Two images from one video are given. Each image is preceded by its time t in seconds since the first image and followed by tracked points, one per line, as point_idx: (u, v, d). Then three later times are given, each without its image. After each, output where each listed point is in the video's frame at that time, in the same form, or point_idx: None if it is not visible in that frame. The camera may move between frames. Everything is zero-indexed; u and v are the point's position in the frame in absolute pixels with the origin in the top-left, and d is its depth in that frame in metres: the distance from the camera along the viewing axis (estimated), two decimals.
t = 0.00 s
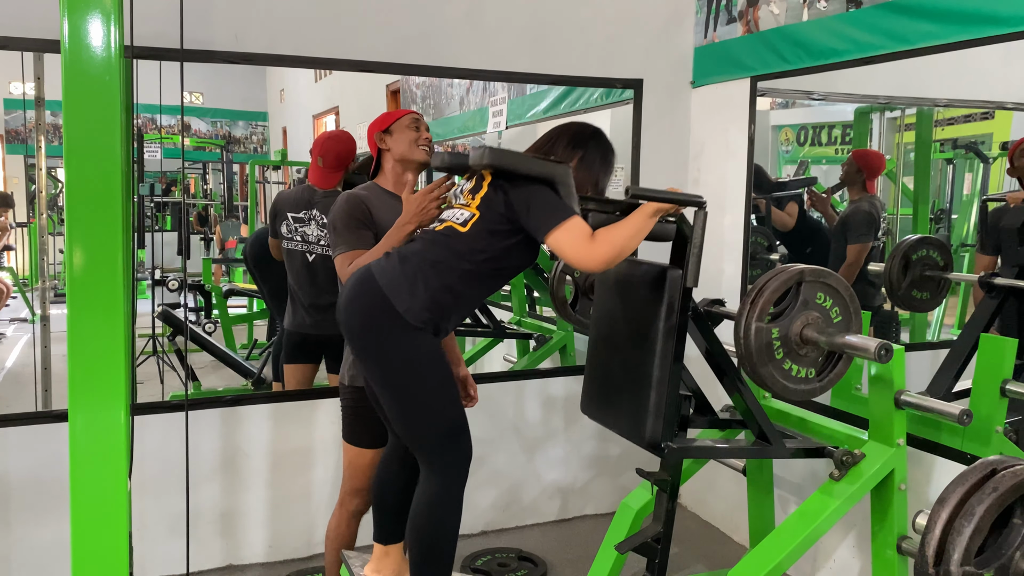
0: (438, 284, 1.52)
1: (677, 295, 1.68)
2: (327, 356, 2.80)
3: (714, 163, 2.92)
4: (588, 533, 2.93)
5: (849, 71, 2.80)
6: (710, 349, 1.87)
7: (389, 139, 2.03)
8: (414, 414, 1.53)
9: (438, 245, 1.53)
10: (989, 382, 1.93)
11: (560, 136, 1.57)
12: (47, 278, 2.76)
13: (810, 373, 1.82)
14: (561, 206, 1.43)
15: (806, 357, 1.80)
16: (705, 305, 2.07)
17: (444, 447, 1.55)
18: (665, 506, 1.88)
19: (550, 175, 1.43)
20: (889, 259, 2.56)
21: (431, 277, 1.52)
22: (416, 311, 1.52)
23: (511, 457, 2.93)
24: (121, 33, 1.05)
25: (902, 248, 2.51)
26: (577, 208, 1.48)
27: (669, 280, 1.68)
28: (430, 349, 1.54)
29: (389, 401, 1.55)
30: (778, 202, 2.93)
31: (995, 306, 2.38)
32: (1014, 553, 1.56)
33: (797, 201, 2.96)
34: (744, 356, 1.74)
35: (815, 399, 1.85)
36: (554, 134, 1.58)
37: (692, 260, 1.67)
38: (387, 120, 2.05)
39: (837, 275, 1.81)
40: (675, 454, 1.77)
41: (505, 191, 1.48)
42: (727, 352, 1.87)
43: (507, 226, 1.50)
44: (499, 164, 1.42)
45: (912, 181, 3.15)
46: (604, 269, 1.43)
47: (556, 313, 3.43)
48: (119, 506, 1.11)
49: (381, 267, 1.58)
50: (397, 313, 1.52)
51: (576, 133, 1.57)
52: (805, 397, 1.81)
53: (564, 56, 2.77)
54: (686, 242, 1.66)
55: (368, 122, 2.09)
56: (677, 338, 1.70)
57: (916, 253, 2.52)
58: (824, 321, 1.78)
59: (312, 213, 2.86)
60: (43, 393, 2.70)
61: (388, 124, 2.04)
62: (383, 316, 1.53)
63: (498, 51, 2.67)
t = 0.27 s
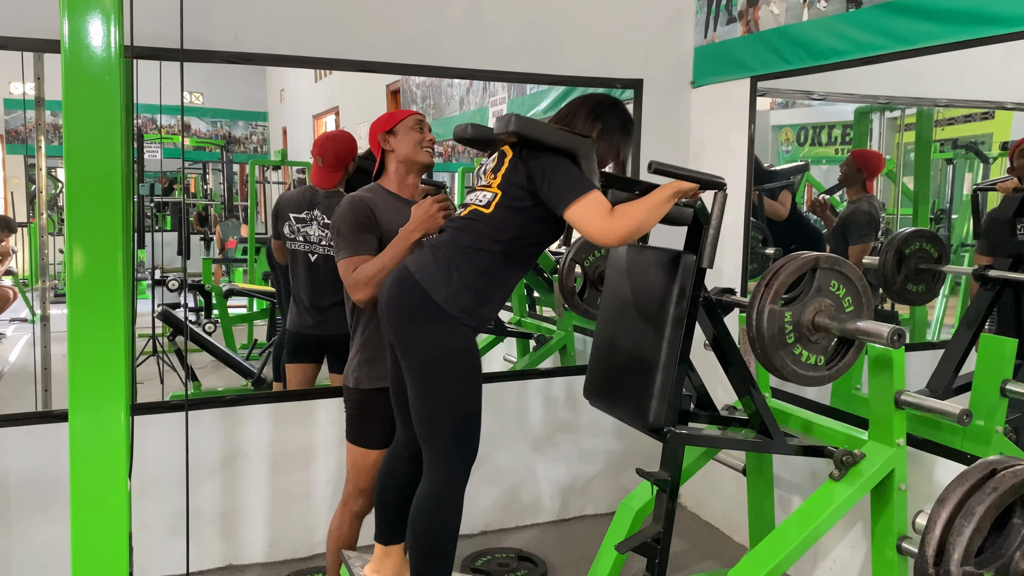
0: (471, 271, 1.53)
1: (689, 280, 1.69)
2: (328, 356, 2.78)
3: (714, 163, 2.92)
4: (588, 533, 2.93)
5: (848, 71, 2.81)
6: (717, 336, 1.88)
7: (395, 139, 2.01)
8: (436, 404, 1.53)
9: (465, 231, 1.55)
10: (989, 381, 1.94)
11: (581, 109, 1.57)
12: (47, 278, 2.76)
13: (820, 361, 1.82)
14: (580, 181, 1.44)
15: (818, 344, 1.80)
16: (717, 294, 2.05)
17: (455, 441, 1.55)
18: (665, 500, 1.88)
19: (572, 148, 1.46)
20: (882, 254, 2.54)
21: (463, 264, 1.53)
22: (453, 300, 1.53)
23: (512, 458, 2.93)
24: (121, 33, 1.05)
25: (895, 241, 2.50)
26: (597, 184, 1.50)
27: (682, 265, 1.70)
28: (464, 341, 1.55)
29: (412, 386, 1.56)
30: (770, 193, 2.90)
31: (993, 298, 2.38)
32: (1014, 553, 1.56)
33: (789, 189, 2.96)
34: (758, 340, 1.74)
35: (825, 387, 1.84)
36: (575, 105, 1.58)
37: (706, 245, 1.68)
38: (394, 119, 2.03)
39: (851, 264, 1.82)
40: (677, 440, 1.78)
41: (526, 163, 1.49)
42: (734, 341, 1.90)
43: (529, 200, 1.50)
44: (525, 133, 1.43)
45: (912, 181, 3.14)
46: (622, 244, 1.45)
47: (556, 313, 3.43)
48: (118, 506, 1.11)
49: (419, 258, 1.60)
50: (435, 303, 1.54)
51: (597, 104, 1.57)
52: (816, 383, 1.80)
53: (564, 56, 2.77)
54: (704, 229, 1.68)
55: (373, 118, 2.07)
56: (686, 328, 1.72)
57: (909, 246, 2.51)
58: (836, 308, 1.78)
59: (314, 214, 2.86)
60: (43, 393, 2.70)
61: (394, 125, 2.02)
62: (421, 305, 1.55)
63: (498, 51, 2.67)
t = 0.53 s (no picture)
0: (502, 271, 1.57)
1: (695, 272, 1.71)
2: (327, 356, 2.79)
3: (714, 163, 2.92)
4: (588, 533, 2.93)
5: (848, 71, 2.81)
6: (720, 331, 1.83)
7: (393, 140, 2.01)
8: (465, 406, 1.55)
9: (485, 232, 1.60)
10: (989, 381, 1.93)
11: (588, 95, 1.61)
12: (47, 278, 2.76)
13: (824, 354, 1.83)
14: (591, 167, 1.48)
15: (823, 337, 1.80)
16: (723, 289, 2.14)
17: (470, 442, 1.56)
18: (665, 494, 1.88)
19: (585, 136, 1.50)
20: (879, 252, 2.56)
21: (492, 266, 1.57)
22: (492, 306, 1.56)
23: (512, 457, 2.93)
24: (121, 33, 1.05)
25: (891, 239, 2.51)
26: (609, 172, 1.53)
27: (690, 257, 1.71)
28: (498, 344, 1.58)
29: (442, 389, 1.56)
30: (767, 188, 2.90)
31: (989, 294, 2.38)
32: (1014, 553, 1.56)
33: (787, 185, 2.95)
34: (765, 331, 1.73)
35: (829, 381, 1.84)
36: (582, 93, 1.63)
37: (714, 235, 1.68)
38: (393, 119, 2.03)
39: (858, 258, 1.82)
40: (679, 433, 1.76)
41: (538, 150, 1.53)
42: (738, 336, 1.86)
43: (543, 189, 1.54)
44: (541, 119, 1.46)
45: (912, 181, 3.18)
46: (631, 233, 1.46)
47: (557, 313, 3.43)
48: (119, 506, 1.11)
49: (449, 266, 1.62)
50: (472, 307, 1.56)
51: (603, 90, 1.61)
52: (819, 377, 1.81)
53: (564, 56, 2.77)
54: (712, 221, 1.69)
55: (373, 118, 2.06)
56: (691, 322, 1.72)
57: (905, 244, 2.52)
58: (842, 303, 1.78)
59: (314, 213, 2.86)
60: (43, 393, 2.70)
61: (393, 125, 2.02)
62: (457, 310, 1.56)
63: (498, 51, 2.67)
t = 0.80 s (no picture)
0: (525, 280, 1.58)
1: (695, 272, 1.71)
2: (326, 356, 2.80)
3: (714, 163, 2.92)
4: (588, 533, 2.93)
5: (848, 72, 2.81)
6: (720, 331, 1.83)
7: (387, 141, 2.01)
8: (488, 413, 1.55)
9: (492, 235, 1.61)
10: (989, 381, 1.93)
11: (584, 89, 1.61)
12: (47, 278, 2.76)
13: (824, 354, 1.83)
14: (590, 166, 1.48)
15: (823, 337, 1.80)
16: (723, 289, 2.15)
17: (486, 448, 1.57)
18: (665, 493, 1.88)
19: (585, 136, 1.51)
20: (879, 252, 2.56)
21: (516, 274, 1.58)
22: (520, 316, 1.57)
23: (512, 457, 2.93)
24: (121, 33, 1.05)
25: (891, 239, 2.51)
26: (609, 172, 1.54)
27: (690, 256, 1.72)
28: (519, 352, 1.58)
29: (467, 395, 1.56)
30: (767, 187, 2.88)
31: (990, 294, 2.38)
32: (1014, 553, 1.56)
33: (786, 184, 2.91)
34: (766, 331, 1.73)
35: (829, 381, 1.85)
36: (576, 89, 1.62)
37: (715, 233, 1.68)
38: (386, 120, 2.01)
39: (858, 259, 1.82)
40: (678, 433, 1.76)
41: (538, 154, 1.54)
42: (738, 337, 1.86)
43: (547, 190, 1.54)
44: (541, 117, 1.47)
45: (912, 181, 3.15)
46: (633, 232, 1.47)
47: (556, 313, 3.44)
48: (118, 507, 1.11)
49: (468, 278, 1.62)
50: (499, 317, 1.56)
51: (599, 83, 1.61)
52: (820, 377, 1.81)
53: (564, 56, 2.77)
54: (712, 221, 1.70)
55: (367, 117, 2.05)
56: (691, 322, 1.73)
57: (905, 244, 2.51)
58: (842, 302, 1.78)
59: (313, 214, 2.86)
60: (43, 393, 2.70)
61: (386, 127, 2.01)
62: (484, 320, 1.56)
63: (498, 51, 2.67)
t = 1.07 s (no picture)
0: (536, 288, 1.59)
1: (693, 275, 1.70)
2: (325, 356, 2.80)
3: (714, 162, 2.92)
4: (588, 533, 2.93)
5: (848, 72, 2.82)
6: (718, 333, 1.83)
7: (381, 142, 2.01)
8: (501, 419, 1.56)
9: (495, 238, 1.61)
10: (990, 381, 1.93)
11: (576, 86, 1.60)
12: (47, 278, 2.76)
13: (822, 357, 1.83)
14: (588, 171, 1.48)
15: (821, 340, 1.80)
16: (721, 291, 2.13)
17: (496, 454, 1.57)
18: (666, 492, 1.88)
19: (580, 141, 1.50)
20: (880, 253, 2.55)
21: (529, 281, 1.59)
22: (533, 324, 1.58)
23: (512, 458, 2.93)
24: (121, 33, 1.05)
25: (892, 240, 2.51)
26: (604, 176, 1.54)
27: (688, 260, 1.71)
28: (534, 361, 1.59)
29: (481, 403, 1.57)
30: (767, 188, 2.87)
31: (990, 295, 2.37)
32: (1014, 553, 1.56)
33: (786, 186, 2.92)
34: (763, 334, 1.73)
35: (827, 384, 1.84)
36: (566, 91, 1.61)
37: (712, 235, 1.69)
38: (379, 121, 2.01)
39: (855, 261, 1.82)
40: (677, 436, 1.75)
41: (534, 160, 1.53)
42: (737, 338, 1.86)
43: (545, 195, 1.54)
44: (536, 123, 1.46)
45: (912, 181, 3.14)
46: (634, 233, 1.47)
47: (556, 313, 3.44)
48: (118, 507, 1.11)
49: (478, 293, 1.62)
50: (513, 327, 1.56)
51: (590, 80, 1.60)
52: (818, 380, 1.80)
53: (564, 56, 2.77)
54: (709, 223, 1.70)
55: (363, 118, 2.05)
56: (690, 325, 1.72)
57: (908, 245, 2.51)
58: (839, 305, 1.78)
59: (311, 213, 2.86)
60: (43, 392, 2.70)
61: (379, 128, 2.01)
62: (497, 331, 1.56)
63: (498, 51, 2.67)
